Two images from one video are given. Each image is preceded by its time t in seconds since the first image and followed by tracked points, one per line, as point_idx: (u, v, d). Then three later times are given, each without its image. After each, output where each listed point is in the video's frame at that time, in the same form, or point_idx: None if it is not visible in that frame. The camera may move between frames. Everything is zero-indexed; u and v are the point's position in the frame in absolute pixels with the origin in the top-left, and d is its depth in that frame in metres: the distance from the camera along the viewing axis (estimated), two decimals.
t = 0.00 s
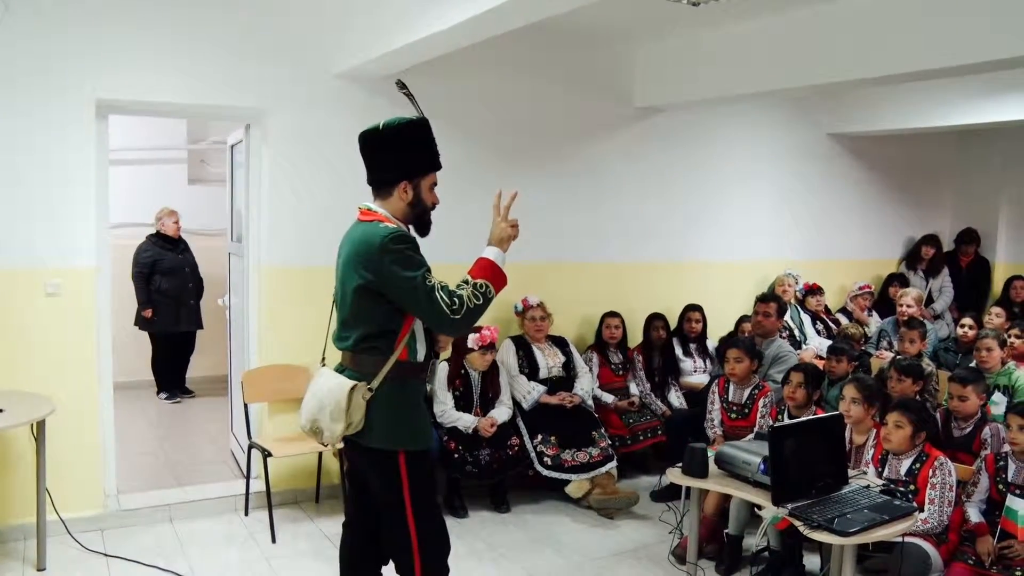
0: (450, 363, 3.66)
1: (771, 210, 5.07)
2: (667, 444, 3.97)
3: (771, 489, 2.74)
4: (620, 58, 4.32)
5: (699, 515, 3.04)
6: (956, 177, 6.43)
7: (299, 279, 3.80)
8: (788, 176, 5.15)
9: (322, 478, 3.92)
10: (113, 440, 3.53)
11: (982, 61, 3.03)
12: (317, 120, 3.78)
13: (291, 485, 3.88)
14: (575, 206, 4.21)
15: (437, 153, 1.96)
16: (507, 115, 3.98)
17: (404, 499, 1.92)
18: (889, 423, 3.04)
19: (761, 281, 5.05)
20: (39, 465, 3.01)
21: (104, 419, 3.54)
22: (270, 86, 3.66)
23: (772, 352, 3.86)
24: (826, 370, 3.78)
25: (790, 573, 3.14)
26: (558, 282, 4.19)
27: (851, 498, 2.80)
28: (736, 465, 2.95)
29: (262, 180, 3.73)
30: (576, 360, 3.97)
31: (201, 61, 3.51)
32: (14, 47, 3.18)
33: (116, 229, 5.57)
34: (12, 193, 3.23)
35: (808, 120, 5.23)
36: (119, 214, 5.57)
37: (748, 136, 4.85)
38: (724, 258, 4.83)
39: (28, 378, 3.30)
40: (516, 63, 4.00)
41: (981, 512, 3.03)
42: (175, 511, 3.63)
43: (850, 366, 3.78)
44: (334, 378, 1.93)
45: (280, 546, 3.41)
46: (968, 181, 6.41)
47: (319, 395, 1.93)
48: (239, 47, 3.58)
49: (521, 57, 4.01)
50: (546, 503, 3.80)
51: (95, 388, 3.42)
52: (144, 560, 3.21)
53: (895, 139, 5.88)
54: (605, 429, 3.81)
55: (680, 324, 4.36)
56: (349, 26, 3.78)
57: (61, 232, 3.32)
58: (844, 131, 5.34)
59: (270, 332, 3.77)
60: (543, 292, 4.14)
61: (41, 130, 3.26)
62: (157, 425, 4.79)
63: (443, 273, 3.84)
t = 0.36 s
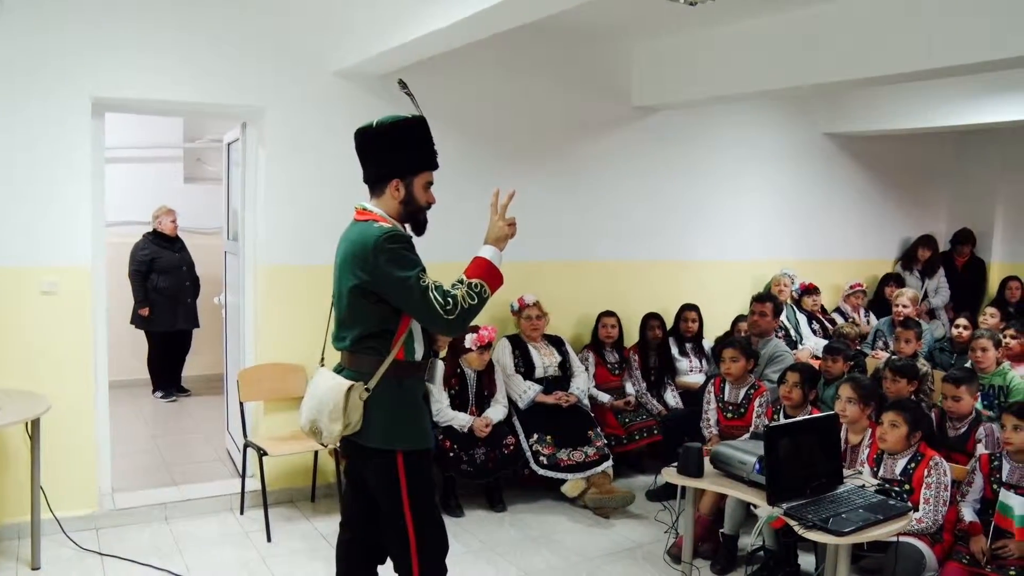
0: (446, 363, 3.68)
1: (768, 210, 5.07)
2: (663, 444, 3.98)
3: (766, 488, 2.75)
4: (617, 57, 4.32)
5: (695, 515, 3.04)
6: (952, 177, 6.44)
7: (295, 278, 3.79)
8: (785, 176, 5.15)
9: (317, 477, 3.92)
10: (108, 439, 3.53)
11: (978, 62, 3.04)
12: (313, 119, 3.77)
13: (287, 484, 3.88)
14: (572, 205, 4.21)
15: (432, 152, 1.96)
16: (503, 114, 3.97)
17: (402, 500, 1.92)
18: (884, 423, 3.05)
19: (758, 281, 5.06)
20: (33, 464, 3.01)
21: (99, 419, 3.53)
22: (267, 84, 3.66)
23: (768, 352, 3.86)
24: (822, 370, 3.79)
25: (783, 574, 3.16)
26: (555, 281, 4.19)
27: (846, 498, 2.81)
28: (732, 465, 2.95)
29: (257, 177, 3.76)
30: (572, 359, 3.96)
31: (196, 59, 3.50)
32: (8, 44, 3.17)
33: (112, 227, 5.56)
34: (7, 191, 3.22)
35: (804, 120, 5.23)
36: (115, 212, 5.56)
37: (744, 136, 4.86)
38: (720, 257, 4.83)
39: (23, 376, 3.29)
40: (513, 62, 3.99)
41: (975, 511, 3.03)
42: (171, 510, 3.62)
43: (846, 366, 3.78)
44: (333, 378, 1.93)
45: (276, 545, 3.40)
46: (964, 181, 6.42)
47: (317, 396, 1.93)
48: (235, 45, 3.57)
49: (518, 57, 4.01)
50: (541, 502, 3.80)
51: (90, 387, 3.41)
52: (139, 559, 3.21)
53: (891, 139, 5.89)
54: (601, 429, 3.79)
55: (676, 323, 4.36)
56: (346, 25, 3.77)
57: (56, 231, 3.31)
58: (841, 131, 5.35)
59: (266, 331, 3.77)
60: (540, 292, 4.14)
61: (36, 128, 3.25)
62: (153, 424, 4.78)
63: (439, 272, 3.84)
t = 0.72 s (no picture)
0: (442, 361, 3.67)
1: (763, 208, 5.07)
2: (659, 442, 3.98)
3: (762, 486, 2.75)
4: (612, 56, 4.32)
5: (691, 513, 3.04)
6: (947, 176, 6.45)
7: (290, 277, 3.79)
8: (780, 175, 5.16)
9: (313, 475, 3.92)
10: (103, 438, 3.52)
11: (974, 59, 3.04)
12: (308, 117, 3.76)
13: (282, 483, 3.88)
14: (568, 203, 4.21)
15: (426, 150, 1.96)
16: (499, 112, 3.97)
17: (395, 499, 1.92)
18: (880, 421, 3.06)
19: (753, 279, 5.06)
20: (27, 463, 2.99)
21: (94, 418, 3.52)
22: (262, 83, 3.65)
23: (763, 350, 3.83)
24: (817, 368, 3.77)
25: (779, 571, 3.17)
26: (550, 279, 4.19)
27: (842, 496, 2.81)
28: (728, 463, 2.95)
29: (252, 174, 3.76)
30: (568, 358, 3.97)
31: (190, 56, 3.49)
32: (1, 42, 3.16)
33: (106, 226, 5.55)
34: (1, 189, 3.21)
35: (799, 118, 5.24)
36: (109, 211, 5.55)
37: (740, 135, 4.86)
38: (716, 256, 4.84)
39: (16, 375, 3.28)
40: (508, 61, 3.99)
41: (970, 508, 3.04)
42: (166, 509, 3.61)
43: (841, 363, 3.76)
44: (324, 377, 1.95)
45: (271, 544, 3.40)
46: (958, 181, 6.44)
47: (309, 396, 1.94)
48: (229, 42, 3.56)
49: (513, 56, 4.00)
50: (537, 500, 3.80)
51: (84, 386, 3.40)
52: (134, 558, 3.20)
53: (886, 138, 5.90)
54: (596, 427, 3.78)
55: (672, 321, 4.35)
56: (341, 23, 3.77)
57: (50, 229, 3.30)
58: (836, 129, 5.35)
59: (261, 329, 3.77)
60: (535, 290, 4.14)
61: (30, 126, 3.24)
62: (149, 423, 4.78)
63: (434, 271, 3.83)
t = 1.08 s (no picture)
0: (442, 360, 3.64)
1: (762, 207, 5.07)
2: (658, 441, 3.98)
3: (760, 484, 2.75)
4: (610, 54, 4.31)
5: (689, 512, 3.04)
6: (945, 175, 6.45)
7: (288, 276, 3.79)
8: (777, 173, 5.16)
9: (312, 474, 3.92)
10: (102, 437, 3.52)
11: (972, 59, 3.04)
12: (305, 116, 3.76)
13: (282, 482, 3.88)
14: (566, 203, 4.21)
15: (419, 149, 1.96)
16: (497, 111, 3.96)
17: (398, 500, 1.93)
18: (880, 420, 3.05)
19: (751, 278, 5.06)
20: (26, 463, 2.99)
21: (93, 419, 3.52)
22: (260, 83, 3.65)
23: (762, 348, 3.81)
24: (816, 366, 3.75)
25: (778, 569, 3.18)
26: (549, 278, 4.18)
27: (841, 494, 2.81)
28: (726, 462, 2.95)
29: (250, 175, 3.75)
30: (567, 357, 3.95)
31: (188, 56, 3.48)
32: None
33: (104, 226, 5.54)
34: None
35: (799, 117, 5.24)
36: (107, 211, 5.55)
37: (738, 133, 4.86)
38: (714, 254, 4.84)
39: (15, 375, 3.28)
40: (506, 59, 3.98)
41: (969, 507, 3.06)
42: (165, 509, 3.61)
43: (840, 362, 3.74)
44: (325, 379, 1.94)
45: (270, 543, 3.40)
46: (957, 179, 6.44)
47: (311, 399, 1.93)
48: (226, 41, 3.56)
49: (511, 54, 3.99)
50: (536, 499, 3.80)
51: (83, 385, 3.40)
52: (133, 558, 3.20)
53: (885, 136, 5.90)
54: (595, 426, 3.78)
55: (671, 320, 4.35)
56: (338, 22, 3.76)
57: (48, 228, 3.30)
58: (834, 127, 5.35)
59: (259, 329, 3.77)
60: (533, 289, 4.13)
61: (28, 126, 3.24)
62: (148, 423, 4.77)
63: (433, 270, 3.83)
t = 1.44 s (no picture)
0: (443, 359, 3.64)
1: (761, 206, 5.07)
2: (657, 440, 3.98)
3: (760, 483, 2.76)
4: (609, 54, 4.31)
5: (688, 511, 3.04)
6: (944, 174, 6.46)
7: (287, 276, 3.79)
8: (777, 173, 5.16)
9: (310, 474, 3.91)
10: (100, 437, 3.52)
11: (972, 58, 3.04)
12: (304, 116, 3.76)
13: (279, 481, 3.87)
14: (566, 202, 4.21)
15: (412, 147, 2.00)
16: (496, 110, 3.96)
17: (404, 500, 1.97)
18: (880, 418, 3.07)
19: (750, 277, 5.06)
20: (24, 462, 2.99)
21: (92, 419, 3.51)
22: (259, 82, 3.64)
23: (762, 348, 3.81)
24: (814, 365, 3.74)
25: (776, 569, 3.19)
26: (548, 277, 4.18)
27: (840, 493, 2.82)
28: (725, 461, 2.95)
29: (250, 177, 3.72)
30: (566, 356, 3.95)
31: (187, 56, 3.48)
32: None
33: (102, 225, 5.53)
34: None
35: (798, 116, 5.24)
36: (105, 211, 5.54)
37: (737, 132, 4.86)
38: (713, 253, 4.83)
39: (14, 375, 3.28)
40: (505, 58, 3.97)
41: (967, 505, 3.05)
42: (164, 509, 3.61)
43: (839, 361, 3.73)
44: (336, 382, 1.96)
45: (269, 543, 3.40)
46: (955, 178, 6.44)
47: (323, 402, 1.95)
48: (225, 40, 3.55)
49: (509, 53, 3.99)
50: (535, 498, 3.80)
51: (81, 384, 3.40)
52: (131, 558, 3.19)
53: (884, 136, 5.90)
54: (594, 425, 3.78)
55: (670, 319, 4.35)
56: (338, 21, 3.76)
57: (46, 228, 3.30)
58: (834, 126, 5.34)
59: (259, 329, 3.76)
60: (532, 289, 4.13)
61: (26, 126, 3.23)
62: (147, 423, 4.76)
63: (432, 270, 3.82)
